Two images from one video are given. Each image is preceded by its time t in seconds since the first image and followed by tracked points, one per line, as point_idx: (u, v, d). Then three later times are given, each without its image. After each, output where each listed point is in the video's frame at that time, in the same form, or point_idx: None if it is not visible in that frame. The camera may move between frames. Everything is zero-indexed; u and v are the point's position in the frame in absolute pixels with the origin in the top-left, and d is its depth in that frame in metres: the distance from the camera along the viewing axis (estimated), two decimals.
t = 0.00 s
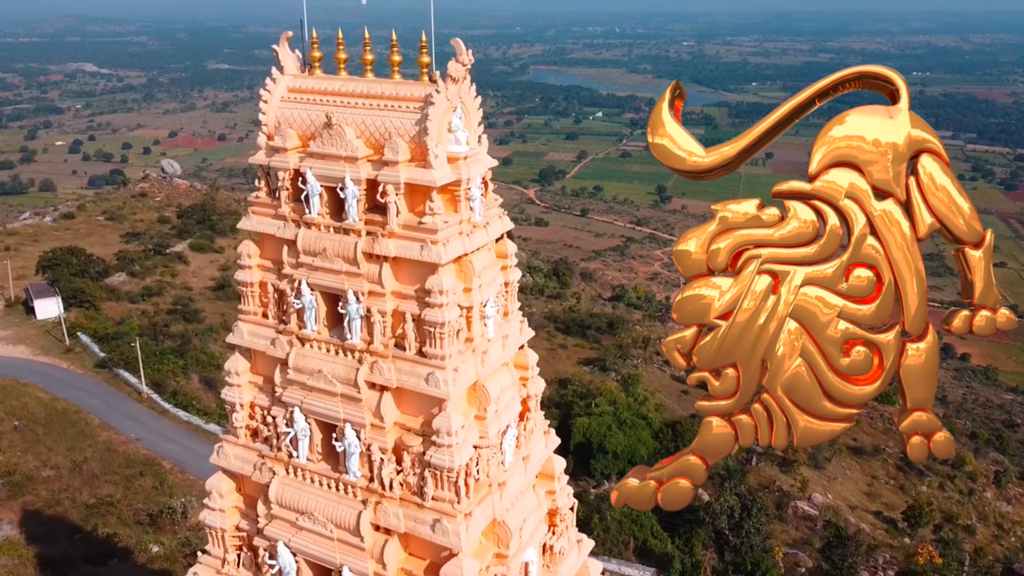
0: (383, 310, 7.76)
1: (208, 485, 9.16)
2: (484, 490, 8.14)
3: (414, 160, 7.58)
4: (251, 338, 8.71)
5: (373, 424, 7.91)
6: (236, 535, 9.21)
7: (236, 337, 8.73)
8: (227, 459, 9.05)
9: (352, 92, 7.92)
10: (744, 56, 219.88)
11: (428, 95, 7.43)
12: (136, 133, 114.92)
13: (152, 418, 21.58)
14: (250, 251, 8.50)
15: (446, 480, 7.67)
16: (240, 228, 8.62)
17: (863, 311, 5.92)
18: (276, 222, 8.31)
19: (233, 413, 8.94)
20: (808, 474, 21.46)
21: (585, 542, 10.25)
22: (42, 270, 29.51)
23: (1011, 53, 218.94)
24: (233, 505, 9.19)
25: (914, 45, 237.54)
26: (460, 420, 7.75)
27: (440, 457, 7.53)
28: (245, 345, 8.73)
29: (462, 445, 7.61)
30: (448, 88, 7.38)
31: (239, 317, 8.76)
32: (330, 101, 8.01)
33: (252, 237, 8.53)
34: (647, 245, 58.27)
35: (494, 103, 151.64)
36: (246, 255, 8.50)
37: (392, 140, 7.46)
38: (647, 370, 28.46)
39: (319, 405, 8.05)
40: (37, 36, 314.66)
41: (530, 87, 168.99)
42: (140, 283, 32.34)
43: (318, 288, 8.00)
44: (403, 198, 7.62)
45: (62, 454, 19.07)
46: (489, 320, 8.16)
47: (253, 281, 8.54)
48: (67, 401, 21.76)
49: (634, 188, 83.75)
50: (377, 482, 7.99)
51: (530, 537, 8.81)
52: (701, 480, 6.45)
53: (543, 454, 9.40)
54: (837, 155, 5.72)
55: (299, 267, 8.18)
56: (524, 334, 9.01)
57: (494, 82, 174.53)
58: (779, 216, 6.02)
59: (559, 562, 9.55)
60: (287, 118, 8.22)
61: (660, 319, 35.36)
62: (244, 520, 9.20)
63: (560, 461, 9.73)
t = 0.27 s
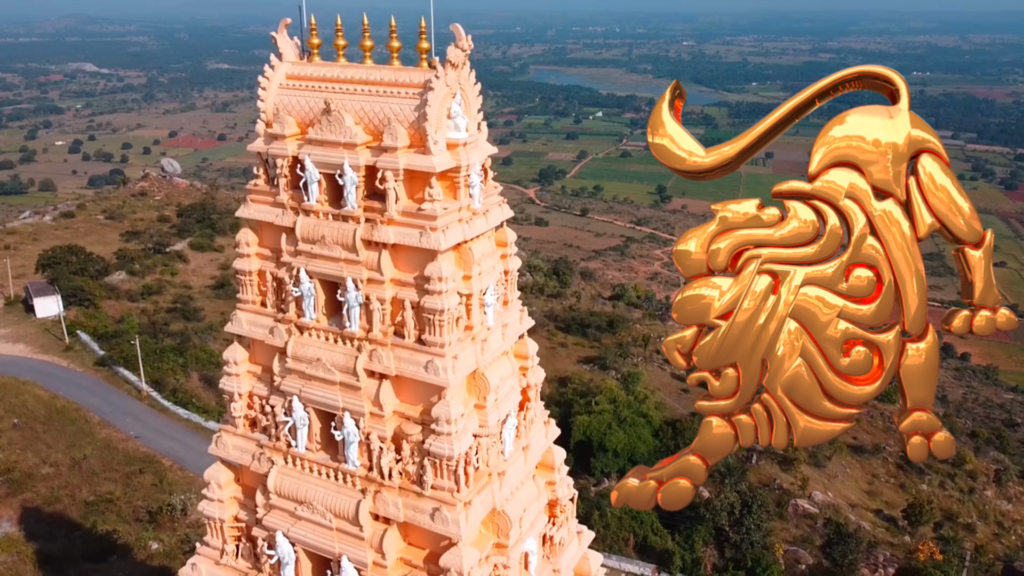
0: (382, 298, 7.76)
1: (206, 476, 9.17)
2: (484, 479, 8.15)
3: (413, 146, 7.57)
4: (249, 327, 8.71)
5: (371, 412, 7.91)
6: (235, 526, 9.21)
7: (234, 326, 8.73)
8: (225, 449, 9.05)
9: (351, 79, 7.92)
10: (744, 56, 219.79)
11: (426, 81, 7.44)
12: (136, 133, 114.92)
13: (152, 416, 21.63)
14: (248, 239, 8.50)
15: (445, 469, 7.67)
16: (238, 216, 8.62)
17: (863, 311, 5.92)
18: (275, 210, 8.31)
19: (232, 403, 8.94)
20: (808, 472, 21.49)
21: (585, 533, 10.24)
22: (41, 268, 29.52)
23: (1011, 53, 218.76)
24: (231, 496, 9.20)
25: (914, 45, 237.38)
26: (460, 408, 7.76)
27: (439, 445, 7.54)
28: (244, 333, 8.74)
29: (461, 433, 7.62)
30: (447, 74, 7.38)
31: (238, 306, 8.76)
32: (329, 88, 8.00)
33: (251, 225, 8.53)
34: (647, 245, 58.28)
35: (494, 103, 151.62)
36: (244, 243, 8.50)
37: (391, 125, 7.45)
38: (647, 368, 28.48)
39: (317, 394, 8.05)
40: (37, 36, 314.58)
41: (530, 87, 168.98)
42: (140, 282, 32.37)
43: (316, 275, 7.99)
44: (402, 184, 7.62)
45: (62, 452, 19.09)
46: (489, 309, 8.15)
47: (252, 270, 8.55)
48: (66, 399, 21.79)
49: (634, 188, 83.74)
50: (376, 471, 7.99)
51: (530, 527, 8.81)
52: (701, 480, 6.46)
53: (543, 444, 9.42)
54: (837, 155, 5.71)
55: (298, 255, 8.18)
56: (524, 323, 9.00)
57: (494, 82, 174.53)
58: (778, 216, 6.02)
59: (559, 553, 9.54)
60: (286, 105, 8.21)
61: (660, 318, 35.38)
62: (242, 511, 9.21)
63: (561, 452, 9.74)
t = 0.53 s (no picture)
0: (381, 286, 7.76)
1: (205, 467, 9.17)
2: (484, 470, 8.15)
3: (413, 134, 7.57)
4: (248, 317, 8.71)
5: (371, 402, 7.92)
6: (234, 517, 9.20)
7: (233, 316, 8.72)
8: (223, 440, 9.04)
9: (350, 66, 7.91)
10: (743, 56, 219.71)
11: (426, 68, 7.43)
12: (136, 133, 114.95)
13: (151, 413, 21.65)
14: (247, 229, 8.49)
15: (445, 459, 7.68)
16: (236, 205, 8.60)
17: (863, 311, 5.92)
18: (273, 199, 8.30)
19: (230, 394, 8.93)
20: (808, 470, 21.50)
21: (586, 526, 10.21)
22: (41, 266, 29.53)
23: (1011, 53, 218.70)
24: (230, 487, 9.19)
25: (914, 45, 237.30)
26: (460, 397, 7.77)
27: (439, 435, 7.54)
28: (242, 324, 8.73)
29: (461, 423, 7.62)
30: (447, 61, 7.38)
31: (236, 296, 8.75)
32: (328, 76, 8.00)
33: (249, 214, 8.52)
34: (647, 245, 58.29)
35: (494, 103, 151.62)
36: (242, 232, 8.48)
37: (390, 112, 7.44)
38: (647, 367, 28.50)
39: (316, 383, 8.05)
40: (37, 36, 314.69)
41: (530, 87, 168.98)
42: (139, 280, 32.40)
43: (315, 265, 7.98)
44: (401, 172, 7.61)
45: (62, 450, 19.09)
46: (488, 298, 8.16)
47: (250, 259, 8.54)
48: (66, 398, 21.82)
49: (634, 188, 83.76)
50: (376, 461, 7.99)
51: (530, 518, 8.80)
52: (701, 480, 6.46)
53: (543, 435, 9.42)
54: (838, 155, 5.72)
55: (297, 244, 8.18)
56: (524, 313, 9.00)
57: (494, 82, 174.55)
58: (778, 216, 6.02)
59: (559, 545, 9.51)
60: (285, 93, 8.19)
61: (660, 317, 35.41)
62: (240, 502, 9.19)
63: (561, 443, 9.73)
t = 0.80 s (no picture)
0: (380, 275, 7.76)
1: (204, 458, 9.17)
2: (484, 460, 8.14)
3: (413, 121, 7.57)
4: (247, 307, 8.71)
5: (371, 392, 7.91)
6: (232, 509, 9.20)
7: (231, 306, 8.71)
8: (222, 431, 9.04)
9: (350, 54, 7.91)
10: (743, 56, 219.70)
11: (425, 55, 7.43)
12: (136, 132, 114.98)
13: (151, 411, 21.68)
14: (245, 218, 8.50)
15: (445, 448, 7.67)
16: (235, 195, 8.61)
17: (863, 311, 5.92)
18: (272, 188, 8.30)
19: (228, 384, 8.93)
20: (808, 468, 21.51)
21: (586, 518, 10.18)
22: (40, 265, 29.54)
23: (1011, 53, 218.58)
24: (229, 479, 9.19)
25: (914, 44, 237.17)
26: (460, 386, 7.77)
27: (439, 425, 7.53)
28: (241, 314, 8.73)
29: (461, 412, 7.61)
30: (446, 48, 7.37)
31: (235, 286, 8.75)
32: (327, 64, 8.00)
33: (248, 204, 8.53)
34: (647, 244, 58.29)
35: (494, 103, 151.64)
36: (241, 222, 8.49)
37: (389, 100, 7.43)
38: (647, 365, 28.51)
39: (315, 373, 8.06)
40: (36, 36, 314.62)
41: (530, 87, 168.98)
42: (139, 279, 32.40)
43: (315, 253, 7.98)
44: (401, 159, 7.61)
45: (61, 447, 19.09)
46: (489, 287, 8.16)
47: (249, 249, 8.55)
48: (65, 396, 21.85)
49: (634, 187, 83.76)
50: (375, 451, 7.98)
51: (530, 510, 8.79)
52: (701, 480, 6.46)
53: (543, 427, 9.41)
54: (837, 155, 5.72)
55: (296, 233, 8.18)
56: (524, 304, 9.00)
57: (494, 82, 174.56)
58: (778, 216, 6.02)
59: (560, 537, 9.49)
60: (284, 82, 8.20)
61: (660, 316, 35.42)
62: (239, 494, 9.18)
63: (561, 435, 9.72)
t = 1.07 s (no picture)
0: (380, 264, 7.75)
1: (202, 450, 9.16)
2: (484, 450, 8.15)
3: (412, 108, 7.56)
4: (245, 297, 8.70)
5: (370, 381, 7.91)
6: (231, 501, 9.20)
7: (230, 296, 8.71)
8: (221, 422, 9.04)
9: (349, 41, 7.92)
10: (743, 56, 219.67)
11: (424, 42, 7.43)
12: (136, 132, 114.95)
13: (150, 409, 21.71)
14: (244, 207, 8.50)
15: (444, 437, 7.67)
16: (233, 183, 8.61)
17: (863, 311, 5.92)
18: (271, 176, 8.31)
19: (227, 374, 8.93)
20: (808, 467, 21.51)
21: (587, 511, 10.18)
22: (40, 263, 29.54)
23: (1011, 53, 218.45)
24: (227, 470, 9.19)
25: (914, 44, 237.09)
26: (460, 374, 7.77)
27: (439, 414, 7.53)
28: (239, 304, 8.73)
29: (461, 402, 7.62)
30: (446, 35, 7.37)
31: (233, 276, 8.75)
32: (326, 51, 8.00)
33: (246, 193, 8.53)
34: (647, 244, 58.27)
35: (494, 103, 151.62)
36: (240, 211, 8.50)
37: (388, 86, 7.43)
38: (647, 364, 28.51)
39: (314, 362, 8.06)
40: (36, 36, 314.50)
41: (530, 87, 169.01)
42: (139, 277, 32.38)
43: (313, 242, 7.98)
44: (400, 147, 7.61)
45: (60, 445, 19.10)
46: (488, 276, 8.16)
47: (247, 238, 8.55)
48: (65, 394, 21.88)
49: (634, 187, 83.75)
50: (374, 441, 7.98)
51: (530, 501, 8.79)
52: (701, 480, 6.46)
53: (543, 418, 9.41)
54: (838, 155, 5.71)
55: (294, 221, 8.18)
56: (524, 293, 8.98)
57: (494, 82, 174.54)
58: (778, 216, 6.02)
59: (560, 529, 9.49)
60: (283, 69, 8.21)
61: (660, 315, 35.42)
62: (238, 486, 9.18)
63: (561, 427, 9.71)
